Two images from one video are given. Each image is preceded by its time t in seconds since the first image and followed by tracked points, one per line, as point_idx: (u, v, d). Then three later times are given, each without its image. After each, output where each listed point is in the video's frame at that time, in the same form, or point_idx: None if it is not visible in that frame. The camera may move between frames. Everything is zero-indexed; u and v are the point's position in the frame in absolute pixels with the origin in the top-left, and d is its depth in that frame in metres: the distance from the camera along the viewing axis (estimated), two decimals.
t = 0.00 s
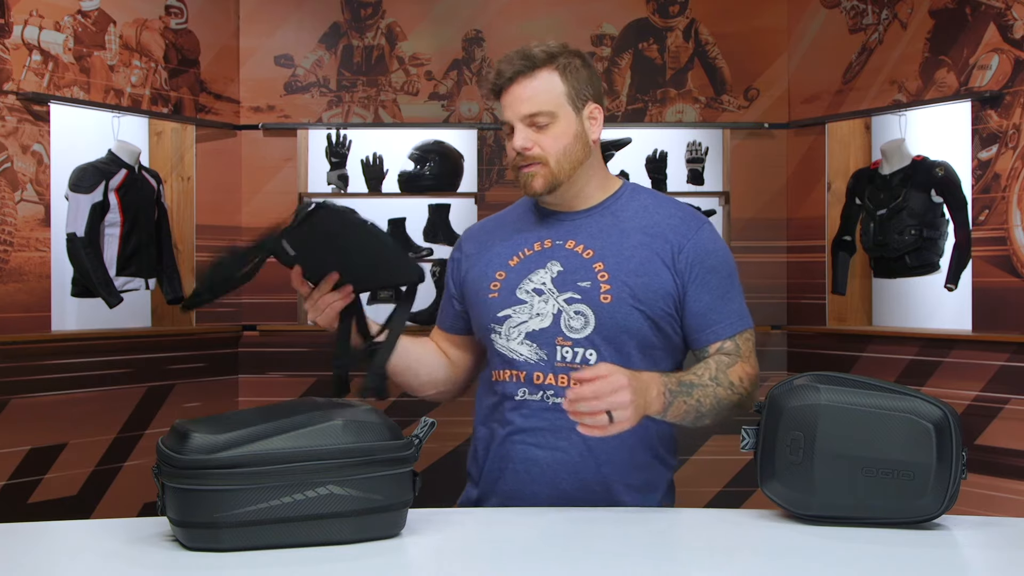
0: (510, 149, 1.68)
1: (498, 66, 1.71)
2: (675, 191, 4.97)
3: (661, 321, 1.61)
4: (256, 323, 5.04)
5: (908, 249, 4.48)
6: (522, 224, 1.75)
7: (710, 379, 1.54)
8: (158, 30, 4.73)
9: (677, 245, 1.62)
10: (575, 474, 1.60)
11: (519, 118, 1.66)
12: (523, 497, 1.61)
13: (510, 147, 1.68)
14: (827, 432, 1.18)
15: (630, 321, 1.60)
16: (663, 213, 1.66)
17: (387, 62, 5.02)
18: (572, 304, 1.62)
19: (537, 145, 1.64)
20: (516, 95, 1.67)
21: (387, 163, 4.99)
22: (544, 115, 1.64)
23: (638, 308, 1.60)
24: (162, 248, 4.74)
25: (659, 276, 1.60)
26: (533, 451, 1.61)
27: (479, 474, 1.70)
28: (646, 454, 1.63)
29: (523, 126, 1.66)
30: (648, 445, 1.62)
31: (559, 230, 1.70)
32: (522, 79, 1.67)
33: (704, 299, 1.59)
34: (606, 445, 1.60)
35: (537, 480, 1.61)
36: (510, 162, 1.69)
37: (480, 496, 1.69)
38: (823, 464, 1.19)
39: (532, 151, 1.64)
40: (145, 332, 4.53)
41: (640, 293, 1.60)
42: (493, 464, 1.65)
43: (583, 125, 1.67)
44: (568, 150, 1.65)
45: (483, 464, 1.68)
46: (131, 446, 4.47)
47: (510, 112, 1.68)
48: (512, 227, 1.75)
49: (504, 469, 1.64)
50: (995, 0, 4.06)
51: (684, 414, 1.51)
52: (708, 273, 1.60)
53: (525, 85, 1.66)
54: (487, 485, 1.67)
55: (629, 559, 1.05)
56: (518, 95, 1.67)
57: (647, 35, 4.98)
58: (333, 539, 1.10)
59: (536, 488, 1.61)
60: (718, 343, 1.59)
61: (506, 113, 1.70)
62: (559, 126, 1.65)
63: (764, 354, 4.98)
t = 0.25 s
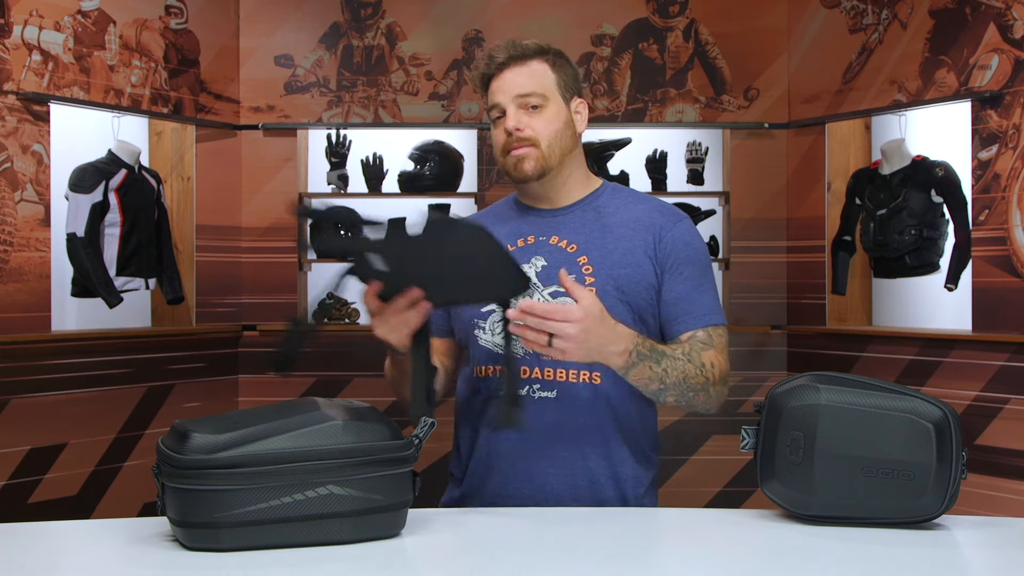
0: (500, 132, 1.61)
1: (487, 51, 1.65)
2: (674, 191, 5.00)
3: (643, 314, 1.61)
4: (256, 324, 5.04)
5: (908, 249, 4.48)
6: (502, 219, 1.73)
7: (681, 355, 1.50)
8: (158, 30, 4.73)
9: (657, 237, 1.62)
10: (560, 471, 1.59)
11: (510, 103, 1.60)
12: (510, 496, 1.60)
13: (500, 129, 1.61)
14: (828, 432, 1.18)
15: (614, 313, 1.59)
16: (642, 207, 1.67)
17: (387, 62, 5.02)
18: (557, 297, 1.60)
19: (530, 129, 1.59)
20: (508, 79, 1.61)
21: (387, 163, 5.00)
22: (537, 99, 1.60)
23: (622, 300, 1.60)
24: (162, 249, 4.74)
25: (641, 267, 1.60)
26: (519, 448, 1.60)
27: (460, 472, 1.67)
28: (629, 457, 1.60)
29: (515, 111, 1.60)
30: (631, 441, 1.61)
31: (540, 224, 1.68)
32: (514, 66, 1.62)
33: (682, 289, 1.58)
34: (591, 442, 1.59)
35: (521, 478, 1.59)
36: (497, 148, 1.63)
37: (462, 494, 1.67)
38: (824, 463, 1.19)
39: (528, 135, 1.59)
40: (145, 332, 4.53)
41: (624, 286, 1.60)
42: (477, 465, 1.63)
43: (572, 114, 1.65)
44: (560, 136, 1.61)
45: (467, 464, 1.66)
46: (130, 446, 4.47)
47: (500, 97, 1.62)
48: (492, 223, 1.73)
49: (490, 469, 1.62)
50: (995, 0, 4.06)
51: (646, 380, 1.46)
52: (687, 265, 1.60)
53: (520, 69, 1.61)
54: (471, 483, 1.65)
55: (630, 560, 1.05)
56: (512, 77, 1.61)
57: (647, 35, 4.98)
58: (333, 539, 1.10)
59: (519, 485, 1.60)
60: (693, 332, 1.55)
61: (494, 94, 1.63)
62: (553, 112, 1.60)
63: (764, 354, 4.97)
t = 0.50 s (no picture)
0: (508, 128, 1.61)
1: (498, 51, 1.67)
2: (675, 191, 5.02)
3: (645, 312, 1.59)
4: (256, 324, 5.04)
5: (908, 249, 4.48)
6: (502, 216, 1.71)
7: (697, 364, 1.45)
8: (158, 30, 4.73)
9: (660, 237, 1.62)
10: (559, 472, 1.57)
11: (521, 100, 1.61)
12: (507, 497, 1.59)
13: (509, 128, 1.61)
14: (828, 432, 1.18)
15: (618, 311, 1.58)
16: (641, 207, 1.67)
17: (387, 62, 5.02)
18: (561, 294, 1.59)
19: (540, 127, 1.60)
20: (518, 77, 1.62)
21: (387, 163, 5.02)
22: (547, 99, 1.61)
23: (626, 297, 1.59)
24: (162, 249, 4.75)
25: (644, 267, 1.60)
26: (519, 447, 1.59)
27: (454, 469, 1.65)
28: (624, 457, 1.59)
29: (525, 108, 1.61)
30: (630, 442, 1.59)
31: (541, 223, 1.67)
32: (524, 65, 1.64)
33: (685, 289, 1.58)
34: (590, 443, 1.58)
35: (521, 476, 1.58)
36: (504, 146, 1.63)
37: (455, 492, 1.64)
38: (824, 463, 1.18)
39: (538, 133, 1.59)
40: (145, 332, 4.53)
41: (628, 284, 1.59)
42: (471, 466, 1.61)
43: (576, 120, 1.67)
44: (567, 138, 1.62)
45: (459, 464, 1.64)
46: (130, 445, 4.47)
47: (511, 95, 1.62)
48: (491, 220, 1.71)
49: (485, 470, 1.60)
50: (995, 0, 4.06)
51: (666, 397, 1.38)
52: (689, 266, 1.61)
53: (528, 72, 1.62)
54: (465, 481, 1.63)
55: (628, 559, 1.05)
56: (520, 80, 1.62)
57: (647, 35, 4.98)
58: (333, 538, 1.10)
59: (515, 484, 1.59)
60: (699, 334, 1.55)
61: (502, 96, 1.64)
62: (562, 114, 1.62)
63: (764, 354, 4.94)
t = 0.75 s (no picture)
0: (535, 121, 1.57)
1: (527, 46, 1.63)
2: (675, 191, 5.02)
3: (666, 315, 1.60)
4: (256, 323, 5.04)
5: (908, 249, 4.48)
6: (519, 210, 1.65)
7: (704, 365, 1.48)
8: (158, 30, 4.73)
9: (679, 242, 1.63)
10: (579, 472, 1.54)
11: (552, 95, 1.57)
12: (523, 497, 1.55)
13: (537, 121, 1.57)
14: (829, 432, 1.17)
15: (644, 313, 1.57)
16: (657, 211, 1.67)
17: (387, 62, 5.02)
18: (588, 294, 1.57)
19: (569, 124, 1.56)
20: (549, 72, 1.58)
21: (388, 163, 5.03)
22: (577, 97, 1.58)
23: (650, 300, 1.58)
24: (162, 249, 4.75)
25: (666, 270, 1.60)
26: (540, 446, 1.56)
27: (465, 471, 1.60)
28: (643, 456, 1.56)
29: (555, 103, 1.57)
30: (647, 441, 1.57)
31: (562, 221, 1.64)
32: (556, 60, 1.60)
33: (700, 296, 1.61)
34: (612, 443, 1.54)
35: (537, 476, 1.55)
36: (528, 139, 1.58)
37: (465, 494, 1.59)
38: (825, 463, 1.18)
39: (566, 129, 1.56)
40: (145, 332, 4.53)
41: (652, 287, 1.59)
42: (485, 465, 1.56)
43: (600, 118, 1.64)
44: (593, 137, 1.59)
45: (473, 463, 1.59)
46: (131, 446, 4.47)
47: (541, 88, 1.58)
48: (509, 214, 1.65)
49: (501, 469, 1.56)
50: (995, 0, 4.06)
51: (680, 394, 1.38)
52: (703, 271, 1.63)
53: (559, 66, 1.58)
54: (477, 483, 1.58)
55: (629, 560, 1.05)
56: (551, 73, 1.58)
57: (647, 35, 4.98)
58: (333, 538, 1.10)
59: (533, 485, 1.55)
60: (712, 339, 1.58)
61: (530, 87, 1.59)
62: (590, 114, 1.59)
63: (764, 354, 4.95)
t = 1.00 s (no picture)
0: (570, 120, 1.55)
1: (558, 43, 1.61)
2: (675, 191, 5.02)
3: (676, 315, 1.63)
4: (256, 323, 5.04)
5: (908, 249, 4.48)
6: (528, 212, 1.65)
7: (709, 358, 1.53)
8: (158, 30, 4.73)
9: (686, 244, 1.67)
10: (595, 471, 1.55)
11: (587, 95, 1.56)
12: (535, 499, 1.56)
13: (573, 119, 1.55)
14: (829, 432, 1.17)
15: (657, 314, 1.60)
16: (662, 214, 1.70)
17: (387, 62, 5.02)
18: (604, 294, 1.59)
19: (605, 125, 1.55)
20: (582, 73, 1.57)
21: (387, 163, 5.03)
22: (610, 99, 1.57)
23: (662, 301, 1.61)
24: (162, 249, 4.75)
25: (676, 272, 1.64)
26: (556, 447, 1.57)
27: (478, 473, 1.60)
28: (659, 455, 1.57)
29: (591, 102, 1.55)
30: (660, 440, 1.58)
31: (574, 222, 1.64)
32: (588, 60, 1.58)
33: (707, 298, 1.66)
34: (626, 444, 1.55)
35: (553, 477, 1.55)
36: (559, 136, 1.56)
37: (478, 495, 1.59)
38: (826, 463, 1.18)
39: (602, 130, 1.55)
40: (145, 333, 4.53)
41: (665, 288, 1.62)
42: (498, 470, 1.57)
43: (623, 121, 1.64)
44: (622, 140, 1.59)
45: (485, 468, 1.59)
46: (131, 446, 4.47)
47: (574, 87, 1.56)
48: (519, 216, 1.64)
49: (512, 475, 1.57)
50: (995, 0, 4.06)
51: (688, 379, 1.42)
52: (708, 273, 1.68)
53: (592, 67, 1.58)
54: (490, 486, 1.58)
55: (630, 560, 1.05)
56: (586, 73, 1.57)
57: (647, 35, 4.98)
58: (333, 538, 1.10)
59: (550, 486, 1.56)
60: (715, 341, 1.63)
61: (564, 85, 1.57)
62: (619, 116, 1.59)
63: (764, 354, 4.95)
